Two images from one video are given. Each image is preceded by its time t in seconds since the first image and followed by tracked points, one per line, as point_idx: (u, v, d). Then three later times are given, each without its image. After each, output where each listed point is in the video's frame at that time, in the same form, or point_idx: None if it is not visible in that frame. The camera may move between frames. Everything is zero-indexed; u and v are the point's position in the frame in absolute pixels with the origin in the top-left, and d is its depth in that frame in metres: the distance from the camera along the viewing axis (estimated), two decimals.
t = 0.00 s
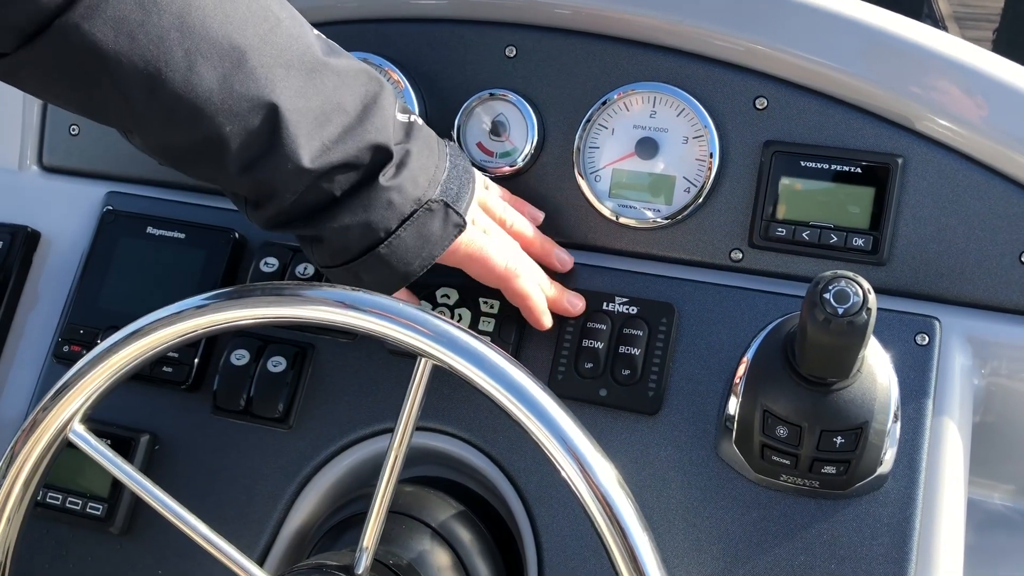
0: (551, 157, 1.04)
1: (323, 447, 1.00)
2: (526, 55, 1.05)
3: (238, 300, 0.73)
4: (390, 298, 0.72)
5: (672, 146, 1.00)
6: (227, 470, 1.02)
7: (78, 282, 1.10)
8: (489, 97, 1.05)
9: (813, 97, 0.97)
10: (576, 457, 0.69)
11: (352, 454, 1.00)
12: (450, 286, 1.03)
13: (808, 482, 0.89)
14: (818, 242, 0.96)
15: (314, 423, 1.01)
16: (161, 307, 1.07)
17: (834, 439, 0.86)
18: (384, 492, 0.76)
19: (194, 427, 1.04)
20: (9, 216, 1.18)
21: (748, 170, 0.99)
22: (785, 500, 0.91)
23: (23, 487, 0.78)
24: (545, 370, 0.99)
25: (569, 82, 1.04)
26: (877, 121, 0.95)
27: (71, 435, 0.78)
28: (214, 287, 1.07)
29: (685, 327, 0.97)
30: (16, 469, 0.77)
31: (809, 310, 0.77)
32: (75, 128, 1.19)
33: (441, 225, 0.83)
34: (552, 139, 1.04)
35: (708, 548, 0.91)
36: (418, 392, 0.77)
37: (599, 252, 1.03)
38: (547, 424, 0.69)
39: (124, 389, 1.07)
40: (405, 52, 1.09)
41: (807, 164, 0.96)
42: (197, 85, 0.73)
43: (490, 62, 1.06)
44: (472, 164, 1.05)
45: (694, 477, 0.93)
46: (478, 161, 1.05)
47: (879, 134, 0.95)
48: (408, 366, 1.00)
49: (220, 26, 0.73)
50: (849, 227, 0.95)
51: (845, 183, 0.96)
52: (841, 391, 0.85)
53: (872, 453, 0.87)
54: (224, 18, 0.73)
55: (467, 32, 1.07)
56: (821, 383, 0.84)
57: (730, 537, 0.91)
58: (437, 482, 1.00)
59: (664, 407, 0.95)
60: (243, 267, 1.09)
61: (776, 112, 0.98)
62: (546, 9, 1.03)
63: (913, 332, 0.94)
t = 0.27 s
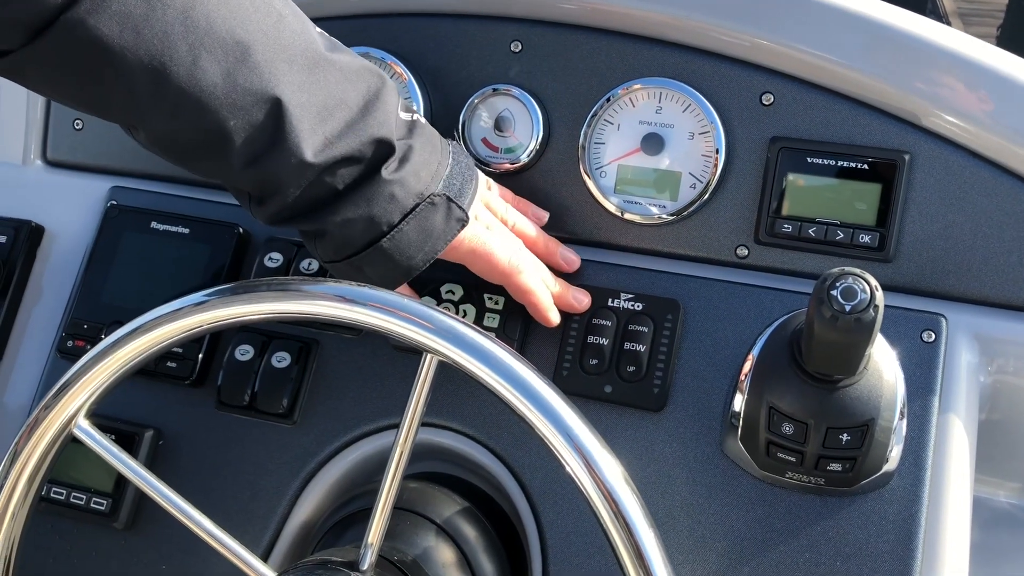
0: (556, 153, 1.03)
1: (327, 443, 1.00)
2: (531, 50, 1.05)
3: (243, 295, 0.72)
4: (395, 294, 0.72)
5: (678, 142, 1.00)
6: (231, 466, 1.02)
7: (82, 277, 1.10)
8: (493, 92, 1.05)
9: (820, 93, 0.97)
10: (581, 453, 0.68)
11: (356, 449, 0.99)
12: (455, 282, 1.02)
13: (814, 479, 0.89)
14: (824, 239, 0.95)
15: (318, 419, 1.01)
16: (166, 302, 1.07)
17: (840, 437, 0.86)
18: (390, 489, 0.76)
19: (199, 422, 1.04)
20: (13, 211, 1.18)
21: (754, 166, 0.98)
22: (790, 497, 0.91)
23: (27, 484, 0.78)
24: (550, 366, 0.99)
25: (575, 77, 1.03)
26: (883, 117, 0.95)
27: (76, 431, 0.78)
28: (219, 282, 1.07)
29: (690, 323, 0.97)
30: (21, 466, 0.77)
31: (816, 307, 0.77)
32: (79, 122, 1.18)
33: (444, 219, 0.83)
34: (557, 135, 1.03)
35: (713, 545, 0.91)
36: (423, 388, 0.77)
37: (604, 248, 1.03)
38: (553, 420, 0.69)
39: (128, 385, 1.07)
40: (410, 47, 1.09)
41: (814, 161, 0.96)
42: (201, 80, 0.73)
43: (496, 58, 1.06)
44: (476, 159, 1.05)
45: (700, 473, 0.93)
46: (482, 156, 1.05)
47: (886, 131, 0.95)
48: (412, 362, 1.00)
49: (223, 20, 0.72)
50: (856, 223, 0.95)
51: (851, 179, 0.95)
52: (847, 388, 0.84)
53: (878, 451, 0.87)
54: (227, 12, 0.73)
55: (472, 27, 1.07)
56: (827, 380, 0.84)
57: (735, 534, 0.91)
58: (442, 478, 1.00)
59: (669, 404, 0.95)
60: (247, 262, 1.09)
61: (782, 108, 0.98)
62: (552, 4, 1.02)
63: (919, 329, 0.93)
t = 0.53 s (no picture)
0: (559, 149, 1.03)
1: (330, 438, 1.00)
2: (534, 46, 1.05)
3: (245, 290, 0.72)
4: (398, 288, 0.71)
5: (682, 138, 1.00)
6: (233, 461, 1.02)
7: (85, 272, 1.10)
8: (496, 87, 1.05)
9: (825, 89, 0.96)
10: (584, 449, 0.68)
11: (359, 445, 0.99)
12: (457, 278, 1.02)
13: (817, 476, 0.89)
14: (828, 235, 0.95)
15: (320, 414, 1.01)
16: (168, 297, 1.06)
17: (844, 433, 0.85)
18: (392, 485, 0.76)
19: (201, 417, 1.04)
20: (16, 205, 1.18)
21: (757, 162, 0.98)
22: (793, 493, 0.91)
23: (29, 478, 0.78)
24: (553, 362, 0.99)
25: (578, 73, 1.03)
26: (888, 113, 0.95)
27: (78, 425, 0.78)
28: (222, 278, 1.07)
29: (693, 319, 0.97)
30: (23, 461, 0.77)
31: (820, 303, 0.76)
32: (82, 117, 1.18)
33: (455, 209, 0.82)
34: (560, 130, 1.03)
35: (716, 541, 0.91)
36: (426, 383, 0.77)
37: (607, 244, 1.03)
38: (556, 416, 0.68)
39: (131, 380, 1.07)
40: (413, 43, 1.09)
41: (818, 156, 0.96)
42: (212, 70, 0.72)
43: (498, 53, 1.06)
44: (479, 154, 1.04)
45: (702, 470, 0.93)
46: (485, 152, 1.05)
47: (890, 127, 0.95)
48: (415, 357, 1.00)
49: (234, 10, 0.72)
50: (860, 219, 0.95)
51: (856, 175, 0.95)
52: (851, 384, 0.84)
53: (882, 447, 0.87)
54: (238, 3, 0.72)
55: (475, 23, 1.07)
56: (831, 376, 0.84)
57: (738, 529, 0.91)
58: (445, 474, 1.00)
59: (672, 400, 0.95)
60: (249, 258, 1.09)
61: (787, 104, 0.97)
62: None
63: (923, 325, 0.93)
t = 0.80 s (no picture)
0: (564, 146, 1.03)
1: (334, 435, 1.00)
2: (538, 43, 1.05)
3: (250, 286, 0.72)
4: (402, 285, 0.71)
5: (686, 134, 1.00)
6: (238, 457, 1.02)
7: (89, 269, 1.10)
8: (502, 83, 1.05)
9: (830, 86, 0.96)
10: (589, 445, 0.68)
11: (363, 442, 1.00)
12: (461, 275, 1.02)
13: (821, 472, 0.89)
14: (832, 232, 0.95)
15: (324, 411, 1.01)
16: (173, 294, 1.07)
17: (848, 430, 0.85)
18: (396, 481, 0.76)
19: (206, 414, 1.04)
20: (21, 202, 1.18)
21: (762, 159, 0.98)
22: (797, 490, 0.91)
23: (35, 474, 0.78)
24: (557, 359, 0.99)
25: (582, 70, 1.03)
26: (894, 110, 0.94)
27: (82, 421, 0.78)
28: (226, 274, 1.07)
29: (698, 316, 0.97)
30: (28, 457, 0.77)
31: (825, 300, 0.76)
32: (86, 114, 1.18)
33: (467, 201, 0.82)
34: (564, 127, 1.03)
35: (720, 537, 0.91)
36: (430, 379, 0.77)
37: (611, 241, 1.03)
38: (561, 412, 0.68)
39: (136, 377, 1.07)
40: (417, 40, 1.09)
41: (822, 153, 0.96)
42: (225, 61, 0.71)
43: (503, 50, 1.06)
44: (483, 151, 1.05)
45: (706, 467, 0.93)
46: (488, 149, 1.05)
47: (895, 124, 0.95)
48: (419, 354, 1.00)
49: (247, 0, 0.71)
50: (865, 216, 0.95)
51: (860, 172, 0.95)
52: (856, 381, 0.84)
53: (886, 444, 0.87)
54: None
55: (479, 20, 1.07)
56: (835, 373, 0.84)
57: (742, 525, 0.91)
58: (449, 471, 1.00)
59: (676, 397, 0.95)
60: (253, 254, 1.09)
61: (791, 100, 0.97)
62: None
63: (927, 322, 0.93)
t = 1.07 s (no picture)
0: (563, 144, 1.03)
1: (335, 433, 1.01)
2: (539, 42, 1.05)
3: (250, 284, 0.73)
4: (402, 283, 0.72)
5: (686, 133, 1.00)
6: (238, 455, 1.02)
7: (90, 267, 1.11)
8: (504, 82, 1.05)
9: (829, 85, 0.96)
10: (588, 442, 0.69)
11: (364, 439, 1.00)
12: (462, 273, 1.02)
13: (819, 470, 0.89)
14: (832, 230, 0.95)
15: (325, 408, 1.01)
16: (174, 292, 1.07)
17: (847, 428, 0.86)
18: (396, 478, 0.76)
19: (207, 411, 1.04)
20: (22, 201, 1.18)
21: (761, 157, 0.98)
22: (796, 487, 0.91)
23: (37, 471, 0.79)
24: (557, 356, 0.99)
25: (582, 69, 1.03)
26: (893, 108, 0.95)
27: (83, 419, 0.79)
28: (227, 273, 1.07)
29: (697, 314, 0.97)
30: (30, 454, 0.78)
31: (824, 297, 0.77)
32: (88, 112, 1.19)
33: (501, 166, 0.76)
34: (564, 126, 1.03)
35: (719, 534, 0.92)
36: (429, 377, 0.77)
37: (611, 239, 1.03)
38: (560, 409, 0.69)
39: (137, 374, 1.07)
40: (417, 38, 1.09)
41: (821, 151, 0.96)
42: (247, 22, 0.69)
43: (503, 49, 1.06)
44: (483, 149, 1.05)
45: (706, 465, 0.93)
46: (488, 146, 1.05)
47: (895, 122, 0.95)
48: (419, 352, 1.00)
49: None
50: (864, 214, 0.95)
51: (860, 170, 0.95)
52: (854, 378, 0.85)
53: (885, 441, 0.87)
54: None
55: (480, 19, 1.07)
56: (833, 370, 0.84)
57: (741, 522, 0.91)
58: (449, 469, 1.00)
59: (676, 394, 0.95)
60: (254, 253, 1.09)
61: (791, 99, 0.98)
62: None
63: (926, 320, 0.93)
